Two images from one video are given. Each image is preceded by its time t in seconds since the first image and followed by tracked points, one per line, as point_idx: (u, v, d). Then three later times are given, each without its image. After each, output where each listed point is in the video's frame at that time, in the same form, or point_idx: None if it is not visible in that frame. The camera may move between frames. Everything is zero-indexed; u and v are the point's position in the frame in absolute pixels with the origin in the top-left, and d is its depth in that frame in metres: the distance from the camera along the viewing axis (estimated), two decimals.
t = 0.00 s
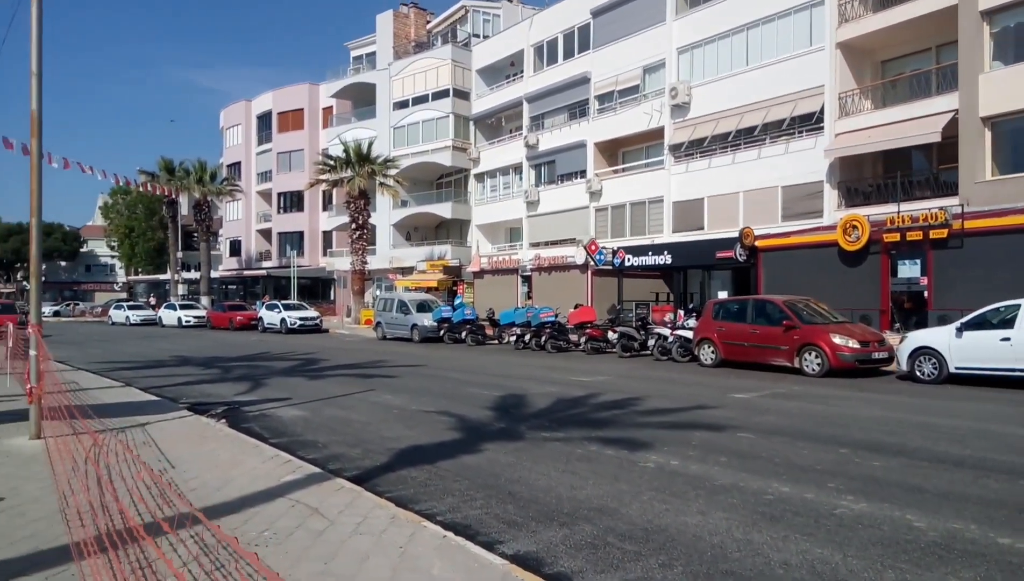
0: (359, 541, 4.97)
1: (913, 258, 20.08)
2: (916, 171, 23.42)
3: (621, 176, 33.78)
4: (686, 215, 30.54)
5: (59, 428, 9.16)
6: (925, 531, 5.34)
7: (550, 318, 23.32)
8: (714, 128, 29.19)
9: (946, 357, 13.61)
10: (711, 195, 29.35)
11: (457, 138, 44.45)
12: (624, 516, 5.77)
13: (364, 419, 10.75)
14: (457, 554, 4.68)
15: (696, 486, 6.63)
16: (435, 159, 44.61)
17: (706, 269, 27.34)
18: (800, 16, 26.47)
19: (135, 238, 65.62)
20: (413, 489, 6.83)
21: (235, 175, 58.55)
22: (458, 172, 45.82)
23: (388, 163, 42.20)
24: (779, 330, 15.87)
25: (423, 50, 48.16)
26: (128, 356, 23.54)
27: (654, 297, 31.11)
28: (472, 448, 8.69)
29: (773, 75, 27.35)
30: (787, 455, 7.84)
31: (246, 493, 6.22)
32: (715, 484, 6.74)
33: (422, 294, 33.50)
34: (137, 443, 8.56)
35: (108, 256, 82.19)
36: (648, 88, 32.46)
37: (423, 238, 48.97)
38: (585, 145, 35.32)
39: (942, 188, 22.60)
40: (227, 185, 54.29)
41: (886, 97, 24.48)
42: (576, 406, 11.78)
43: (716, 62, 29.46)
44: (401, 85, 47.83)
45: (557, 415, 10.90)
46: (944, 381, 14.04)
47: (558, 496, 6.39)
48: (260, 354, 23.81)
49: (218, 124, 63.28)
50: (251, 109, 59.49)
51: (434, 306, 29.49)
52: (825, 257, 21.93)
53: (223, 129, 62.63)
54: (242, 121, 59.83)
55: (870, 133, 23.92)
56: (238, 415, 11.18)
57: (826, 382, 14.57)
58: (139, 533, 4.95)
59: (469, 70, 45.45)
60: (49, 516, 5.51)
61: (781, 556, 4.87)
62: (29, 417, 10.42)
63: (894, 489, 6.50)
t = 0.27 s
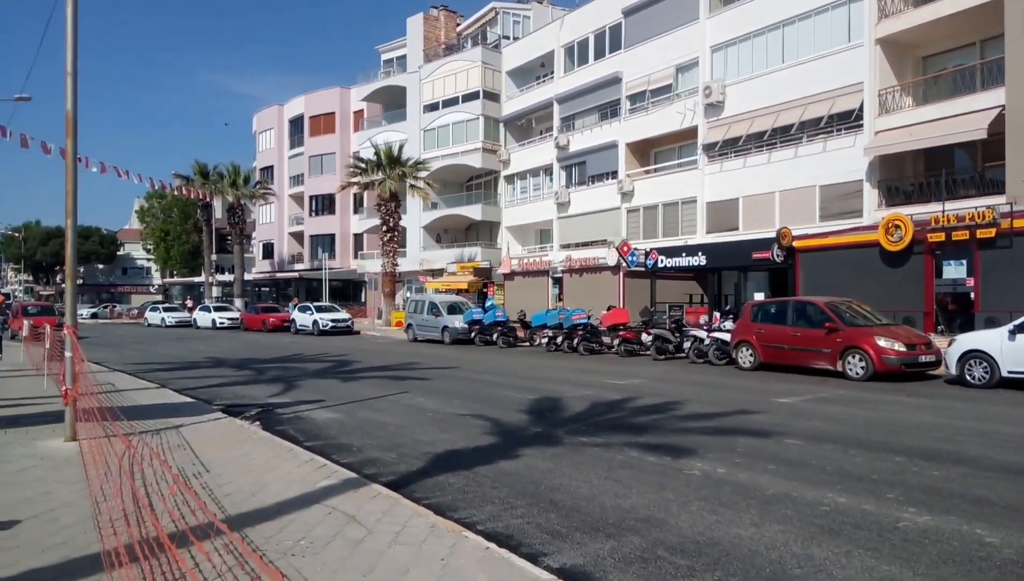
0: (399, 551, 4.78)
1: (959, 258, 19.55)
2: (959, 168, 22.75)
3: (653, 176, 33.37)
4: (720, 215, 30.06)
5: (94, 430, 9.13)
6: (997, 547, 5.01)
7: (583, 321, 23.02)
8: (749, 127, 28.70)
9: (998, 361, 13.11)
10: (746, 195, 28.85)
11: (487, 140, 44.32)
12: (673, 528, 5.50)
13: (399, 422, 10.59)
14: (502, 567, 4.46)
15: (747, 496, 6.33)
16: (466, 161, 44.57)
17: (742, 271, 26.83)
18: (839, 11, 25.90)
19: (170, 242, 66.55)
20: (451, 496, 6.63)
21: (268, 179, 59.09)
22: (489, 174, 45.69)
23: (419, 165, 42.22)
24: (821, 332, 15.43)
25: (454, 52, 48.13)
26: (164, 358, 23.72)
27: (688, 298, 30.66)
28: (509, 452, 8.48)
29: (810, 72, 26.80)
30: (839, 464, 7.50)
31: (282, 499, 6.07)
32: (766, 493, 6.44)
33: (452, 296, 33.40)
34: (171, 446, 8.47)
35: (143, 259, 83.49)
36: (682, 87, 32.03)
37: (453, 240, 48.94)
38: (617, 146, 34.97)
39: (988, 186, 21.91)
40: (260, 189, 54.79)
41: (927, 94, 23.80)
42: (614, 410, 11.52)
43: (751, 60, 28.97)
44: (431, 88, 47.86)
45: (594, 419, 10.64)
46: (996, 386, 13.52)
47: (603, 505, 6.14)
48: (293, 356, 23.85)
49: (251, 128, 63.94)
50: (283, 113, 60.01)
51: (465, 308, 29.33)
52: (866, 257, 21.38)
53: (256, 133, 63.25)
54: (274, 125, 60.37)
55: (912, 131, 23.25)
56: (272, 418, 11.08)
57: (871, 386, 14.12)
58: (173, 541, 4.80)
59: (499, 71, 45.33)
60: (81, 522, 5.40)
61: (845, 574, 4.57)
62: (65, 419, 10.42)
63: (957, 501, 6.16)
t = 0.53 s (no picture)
0: (432, 564, 4.54)
1: (999, 255, 19.05)
2: (996, 164, 22.09)
3: (679, 174, 32.93)
4: (748, 213, 29.58)
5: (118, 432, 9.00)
6: None
7: (610, 321, 22.67)
8: (778, 123, 28.26)
9: None
10: (776, 192, 28.36)
11: (511, 139, 44.07)
12: (720, 539, 5.21)
13: (426, 425, 10.37)
14: None
15: (795, 506, 6.01)
16: (489, 160, 44.39)
17: (771, 269, 26.34)
18: (871, 4, 25.39)
19: (196, 243, 67.09)
20: (483, 503, 6.37)
21: (292, 180, 59.34)
22: (512, 173, 45.44)
23: (443, 165, 42.08)
24: (857, 332, 15.01)
25: (477, 51, 47.96)
26: (189, 358, 23.73)
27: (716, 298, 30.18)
28: (541, 456, 8.21)
29: (841, 66, 26.32)
30: (889, 470, 7.16)
31: (307, 505, 5.85)
32: (815, 502, 6.13)
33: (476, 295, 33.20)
34: (195, 449, 8.30)
35: (170, 259, 84.29)
36: (708, 83, 31.59)
37: (476, 240, 48.76)
38: (642, 143, 34.57)
39: None
40: (285, 189, 55.00)
41: (963, 88, 23.15)
42: (646, 411, 11.21)
43: (781, 55, 28.51)
44: (455, 87, 47.71)
45: (626, 422, 10.33)
46: None
47: (643, 514, 5.86)
48: (317, 356, 23.75)
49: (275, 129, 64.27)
50: (307, 114, 60.23)
51: (490, 308, 29.09)
52: (902, 255, 20.83)
53: (280, 134, 63.55)
54: (298, 126, 60.65)
55: (948, 125, 22.62)
56: (298, 420, 10.90)
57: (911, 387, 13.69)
58: (192, 554, 4.58)
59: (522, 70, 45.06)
60: (101, 530, 5.21)
61: None
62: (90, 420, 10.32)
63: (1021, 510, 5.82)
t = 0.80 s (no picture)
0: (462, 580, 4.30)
1: None
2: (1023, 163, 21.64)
3: (696, 173, 32.60)
4: (767, 213, 29.22)
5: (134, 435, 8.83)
6: None
7: (628, 322, 22.37)
8: (798, 122, 27.95)
9: None
10: (796, 192, 28.00)
11: (525, 139, 43.83)
12: (762, 554, 4.94)
13: (446, 429, 10.14)
14: None
15: (838, 518, 5.74)
16: (503, 161, 44.18)
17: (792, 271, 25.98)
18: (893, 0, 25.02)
19: (211, 244, 67.31)
20: (510, 512, 6.13)
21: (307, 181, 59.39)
22: (526, 174, 45.21)
23: (457, 165, 41.91)
24: (884, 335, 14.68)
25: (492, 51, 47.76)
26: (204, 359, 23.63)
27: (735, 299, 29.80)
28: (566, 462, 7.96)
29: (863, 65, 25.98)
30: (931, 480, 6.87)
31: (328, 515, 5.64)
32: (858, 514, 5.85)
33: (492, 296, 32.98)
34: (212, 455, 8.11)
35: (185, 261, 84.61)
36: (726, 82, 31.24)
37: (490, 241, 48.57)
38: (659, 143, 34.25)
39: None
40: (299, 191, 55.03)
41: (988, 86, 22.70)
42: (671, 416, 10.93)
43: (801, 53, 28.15)
44: (469, 87, 47.55)
45: (651, 426, 10.06)
46: None
47: (678, 526, 5.60)
48: (332, 358, 23.59)
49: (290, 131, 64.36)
50: (322, 115, 60.27)
51: (505, 309, 28.85)
52: (927, 256, 20.43)
53: (295, 136, 63.64)
54: (313, 128, 60.70)
55: (973, 124, 22.17)
56: (316, 423, 10.70)
57: (940, 392, 13.35)
58: (209, 570, 4.37)
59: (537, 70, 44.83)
60: (116, 541, 5.02)
61: None
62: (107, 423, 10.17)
63: None
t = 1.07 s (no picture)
0: None
1: None
2: None
3: (718, 171, 32.23)
4: (792, 212, 28.83)
5: (159, 436, 8.70)
6: None
7: (651, 322, 22.02)
8: (823, 118, 27.56)
9: None
10: (821, 190, 27.62)
11: (544, 138, 43.56)
12: (818, 565, 4.69)
13: (473, 430, 9.93)
14: None
15: (893, 527, 5.46)
16: (521, 160, 43.90)
17: (818, 269, 25.58)
18: None
19: (230, 244, 67.58)
20: (548, 517, 5.91)
21: (325, 181, 59.46)
22: (544, 173, 44.95)
23: (476, 165, 41.72)
24: (918, 335, 14.31)
25: (510, 50, 47.53)
26: (224, 359, 23.59)
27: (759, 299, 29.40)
28: (600, 466, 7.73)
29: (889, 60, 25.55)
30: (985, 486, 6.57)
31: (360, 520, 5.44)
32: (914, 522, 5.56)
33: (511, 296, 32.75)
34: (237, 456, 7.95)
35: (204, 261, 85.05)
36: (749, 79, 30.83)
37: (508, 240, 48.33)
38: (680, 141, 33.89)
39: None
40: (318, 191, 55.08)
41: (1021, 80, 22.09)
42: (703, 417, 10.66)
43: (826, 49, 27.74)
44: (487, 87, 47.35)
45: (684, 428, 9.80)
46: None
47: (726, 534, 5.35)
48: (352, 358, 23.46)
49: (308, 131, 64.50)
50: (340, 116, 60.33)
51: (525, 309, 28.60)
52: (959, 255, 19.94)
53: (313, 136, 63.74)
54: (331, 128, 60.77)
55: (1006, 119, 21.56)
56: (340, 424, 10.52)
57: (978, 393, 12.98)
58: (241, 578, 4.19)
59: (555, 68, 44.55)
60: (143, 547, 4.85)
61: None
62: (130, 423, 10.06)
63: None
